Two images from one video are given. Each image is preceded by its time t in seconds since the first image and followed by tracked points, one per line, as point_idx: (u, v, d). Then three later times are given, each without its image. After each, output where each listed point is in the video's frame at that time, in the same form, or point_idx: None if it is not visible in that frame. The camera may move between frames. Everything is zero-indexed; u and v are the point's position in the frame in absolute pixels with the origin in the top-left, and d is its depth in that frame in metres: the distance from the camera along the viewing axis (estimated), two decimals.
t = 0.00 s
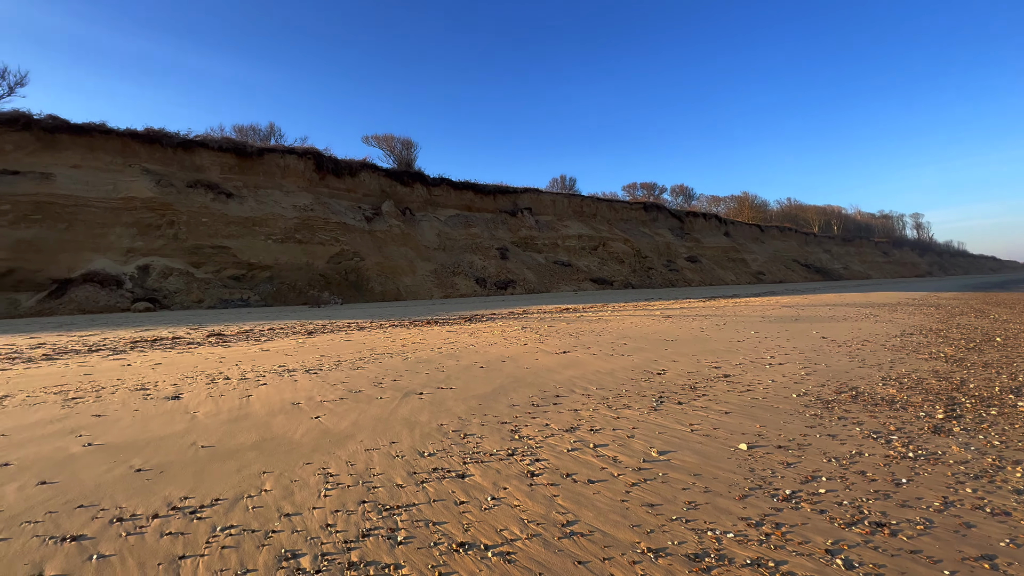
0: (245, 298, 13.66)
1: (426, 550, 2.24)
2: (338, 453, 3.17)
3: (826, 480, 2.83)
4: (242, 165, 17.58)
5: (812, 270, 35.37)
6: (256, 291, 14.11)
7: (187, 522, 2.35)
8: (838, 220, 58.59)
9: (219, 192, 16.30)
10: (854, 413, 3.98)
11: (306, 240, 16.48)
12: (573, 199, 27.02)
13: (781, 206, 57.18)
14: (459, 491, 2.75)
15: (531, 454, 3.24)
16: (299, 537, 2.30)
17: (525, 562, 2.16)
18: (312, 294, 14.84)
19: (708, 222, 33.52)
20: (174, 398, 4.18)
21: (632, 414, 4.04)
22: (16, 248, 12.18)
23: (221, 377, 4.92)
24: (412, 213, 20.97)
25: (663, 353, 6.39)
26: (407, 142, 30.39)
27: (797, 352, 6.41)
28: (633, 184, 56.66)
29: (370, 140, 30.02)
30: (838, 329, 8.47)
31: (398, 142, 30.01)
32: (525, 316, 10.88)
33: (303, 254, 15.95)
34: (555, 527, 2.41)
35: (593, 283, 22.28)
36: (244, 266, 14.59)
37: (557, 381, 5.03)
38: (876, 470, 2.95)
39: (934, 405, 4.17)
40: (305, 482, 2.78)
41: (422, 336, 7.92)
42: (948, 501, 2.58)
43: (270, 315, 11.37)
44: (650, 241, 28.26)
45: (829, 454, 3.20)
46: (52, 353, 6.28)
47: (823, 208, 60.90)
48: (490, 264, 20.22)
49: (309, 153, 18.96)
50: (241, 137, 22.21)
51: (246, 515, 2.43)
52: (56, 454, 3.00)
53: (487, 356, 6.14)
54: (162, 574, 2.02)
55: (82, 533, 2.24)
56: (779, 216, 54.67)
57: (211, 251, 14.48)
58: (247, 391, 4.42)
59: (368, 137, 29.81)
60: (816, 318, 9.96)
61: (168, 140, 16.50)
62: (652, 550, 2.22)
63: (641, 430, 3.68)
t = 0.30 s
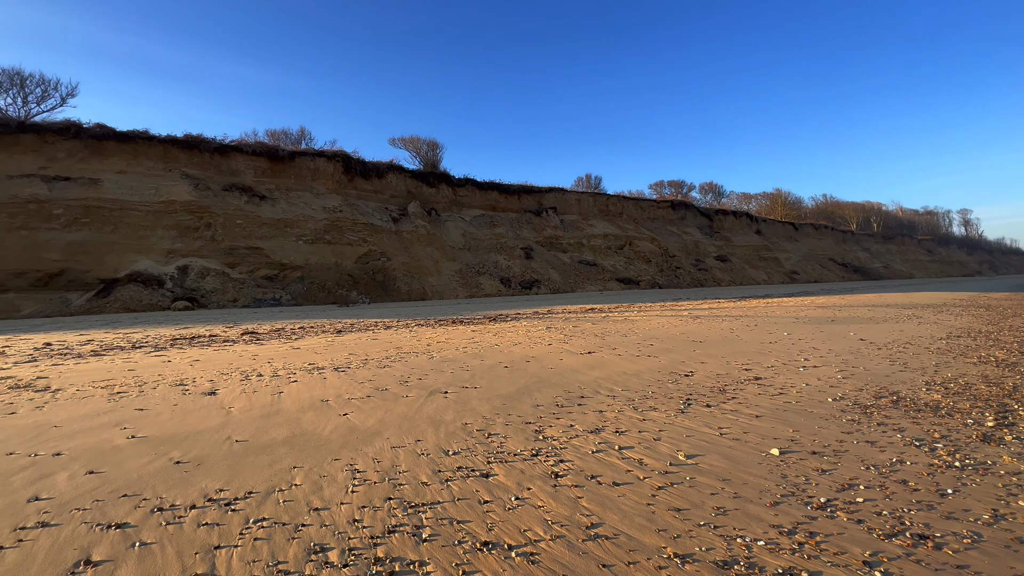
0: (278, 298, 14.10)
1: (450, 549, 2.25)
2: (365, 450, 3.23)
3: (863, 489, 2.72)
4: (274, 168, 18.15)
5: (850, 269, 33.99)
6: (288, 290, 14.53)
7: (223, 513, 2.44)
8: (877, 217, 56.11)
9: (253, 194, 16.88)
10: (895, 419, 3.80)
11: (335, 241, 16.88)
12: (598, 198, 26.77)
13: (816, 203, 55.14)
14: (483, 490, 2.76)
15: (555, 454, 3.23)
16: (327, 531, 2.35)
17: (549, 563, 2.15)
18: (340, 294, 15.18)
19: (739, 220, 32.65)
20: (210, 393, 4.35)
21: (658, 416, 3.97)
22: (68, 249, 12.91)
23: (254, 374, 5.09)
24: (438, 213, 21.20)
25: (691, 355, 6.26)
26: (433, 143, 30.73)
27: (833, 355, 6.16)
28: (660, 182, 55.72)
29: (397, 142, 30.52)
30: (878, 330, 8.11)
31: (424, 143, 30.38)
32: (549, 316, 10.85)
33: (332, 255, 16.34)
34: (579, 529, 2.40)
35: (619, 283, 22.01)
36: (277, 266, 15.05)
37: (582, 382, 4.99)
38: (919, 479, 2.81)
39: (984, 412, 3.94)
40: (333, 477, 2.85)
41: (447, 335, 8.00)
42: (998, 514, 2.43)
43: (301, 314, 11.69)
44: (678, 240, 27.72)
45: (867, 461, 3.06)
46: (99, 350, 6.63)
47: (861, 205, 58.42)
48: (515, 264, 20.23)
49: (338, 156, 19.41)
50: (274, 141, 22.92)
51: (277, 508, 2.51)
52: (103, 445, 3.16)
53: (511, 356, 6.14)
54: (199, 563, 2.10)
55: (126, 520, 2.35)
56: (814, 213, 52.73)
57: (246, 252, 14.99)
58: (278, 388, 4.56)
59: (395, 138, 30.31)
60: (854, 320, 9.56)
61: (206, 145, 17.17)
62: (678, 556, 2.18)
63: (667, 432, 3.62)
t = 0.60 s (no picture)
0: (305, 297, 14.45)
1: (470, 547, 2.26)
2: (388, 447, 3.28)
3: (898, 497, 2.61)
4: (302, 171, 18.61)
5: (886, 269, 32.68)
6: (315, 290, 14.88)
7: (251, 506, 2.52)
8: (916, 214, 53.78)
9: (282, 197, 17.34)
10: (933, 426, 3.63)
11: (360, 242, 17.18)
12: (621, 197, 26.49)
13: (850, 200, 53.23)
14: (504, 490, 2.77)
15: (576, 456, 3.21)
16: (350, 526, 2.39)
17: (569, 565, 2.14)
18: (365, 293, 15.46)
19: (767, 218, 31.81)
20: (241, 389, 4.49)
21: (682, 419, 3.91)
22: (109, 250, 13.53)
23: (281, 371, 5.23)
24: (460, 214, 21.35)
25: (716, 356, 6.13)
26: (455, 144, 30.98)
27: (867, 358, 5.93)
28: (686, 181, 54.76)
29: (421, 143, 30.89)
30: (917, 333, 7.76)
31: (447, 144, 30.64)
32: (572, 316, 10.80)
33: (357, 255, 16.65)
34: (600, 531, 2.37)
35: (643, 283, 21.72)
36: (304, 266, 15.43)
37: (605, 383, 4.94)
38: (959, 489, 2.68)
39: None
40: (357, 473, 2.90)
41: (470, 335, 8.06)
42: None
43: (327, 313, 11.94)
44: (704, 240, 27.18)
45: (903, 469, 2.94)
46: (138, 347, 6.93)
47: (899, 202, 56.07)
48: (537, 264, 20.19)
49: (363, 158, 19.76)
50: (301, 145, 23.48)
51: (303, 503, 2.57)
52: (140, 439, 3.30)
53: (532, 356, 6.13)
54: (229, 553, 2.17)
55: (161, 511, 2.44)
56: (847, 211, 50.89)
57: (274, 252, 15.41)
58: (305, 385, 4.67)
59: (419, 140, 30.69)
60: (890, 321, 9.19)
61: (237, 150, 17.71)
62: (702, 562, 2.13)
63: (691, 435, 3.55)
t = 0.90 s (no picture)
0: (329, 298, 14.75)
1: (489, 548, 2.27)
2: (408, 446, 3.31)
3: (934, 509, 2.50)
4: (326, 174, 19.00)
5: (921, 269, 31.44)
6: (338, 291, 15.17)
7: (276, 502, 2.58)
8: (954, 213, 51.52)
9: (307, 199, 17.73)
10: (972, 434, 3.47)
11: (382, 243, 17.43)
12: (643, 197, 26.20)
13: (882, 199, 51.40)
14: (523, 492, 2.76)
15: (596, 458, 3.18)
16: (371, 524, 2.42)
17: (588, 569, 2.12)
18: (387, 294, 15.68)
19: (795, 218, 31.00)
20: (267, 387, 4.62)
21: (705, 423, 3.83)
22: (144, 252, 14.07)
23: (306, 370, 5.35)
24: (480, 215, 21.45)
25: (741, 359, 6.00)
26: (476, 146, 31.16)
27: (901, 362, 5.70)
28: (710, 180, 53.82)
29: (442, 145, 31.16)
30: (954, 337, 7.44)
31: (468, 146, 30.84)
32: (592, 318, 10.72)
33: (379, 256, 16.91)
34: (620, 536, 2.35)
35: (665, 284, 21.41)
36: (328, 267, 15.75)
37: (625, 385, 4.89)
38: (999, 501, 2.55)
39: None
40: (378, 472, 2.94)
41: (490, 335, 8.08)
42: None
43: (350, 314, 12.17)
44: (728, 240, 26.65)
45: (940, 479, 2.82)
46: (170, 345, 7.18)
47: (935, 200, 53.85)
48: (557, 265, 20.12)
49: (385, 160, 20.05)
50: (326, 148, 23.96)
51: (325, 500, 2.62)
52: (172, 434, 3.42)
53: (552, 358, 6.11)
54: (254, 547, 2.22)
55: (190, 504, 2.52)
56: (880, 210, 49.18)
57: (300, 254, 15.77)
58: (328, 384, 4.76)
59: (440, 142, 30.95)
60: (926, 324, 8.83)
61: (264, 154, 18.19)
62: (725, 569, 2.09)
63: (715, 440, 3.48)
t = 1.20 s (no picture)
0: (348, 299, 14.96)
1: (505, 550, 2.26)
2: (425, 447, 3.32)
3: (968, 520, 2.40)
4: (345, 177, 19.29)
5: (953, 272, 30.35)
6: (357, 292, 15.38)
7: (295, 500, 2.62)
8: (988, 213, 49.65)
9: (327, 202, 18.03)
10: (1009, 443, 3.32)
11: (400, 245, 17.61)
12: (661, 198, 25.93)
13: (911, 199, 49.84)
14: (539, 494, 2.75)
15: (613, 462, 3.14)
16: (388, 524, 2.44)
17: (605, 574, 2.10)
18: (405, 295, 15.84)
19: (818, 219, 30.29)
20: (287, 387, 4.70)
21: (726, 427, 3.76)
22: (171, 254, 14.49)
23: (324, 370, 5.42)
24: (497, 217, 21.50)
25: (762, 363, 5.87)
26: (493, 148, 31.26)
27: (932, 368, 5.51)
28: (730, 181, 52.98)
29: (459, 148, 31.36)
30: (989, 342, 7.16)
31: (484, 149, 30.95)
32: (610, 320, 10.63)
33: (397, 258, 17.09)
34: (638, 541, 2.31)
35: (684, 286, 21.14)
36: (347, 269, 15.97)
37: (643, 388, 4.82)
38: None
39: None
40: (395, 472, 2.96)
41: (506, 337, 8.08)
42: None
43: (368, 315, 12.31)
44: (749, 242, 26.17)
45: (974, 490, 2.71)
46: (195, 344, 7.38)
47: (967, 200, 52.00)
48: (574, 267, 20.03)
49: (403, 163, 20.27)
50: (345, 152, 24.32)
51: (343, 499, 2.65)
52: (196, 431, 3.50)
53: (569, 360, 6.08)
54: (274, 544, 2.26)
55: (213, 501, 2.58)
56: (908, 210, 47.69)
57: (319, 256, 16.03)
58: (346, 384, 4.82)
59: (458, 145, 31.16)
60: (958, 329, 8.51)
61: (286, 158, 18.56)
62: None
63: (736, 445, 3.41)
